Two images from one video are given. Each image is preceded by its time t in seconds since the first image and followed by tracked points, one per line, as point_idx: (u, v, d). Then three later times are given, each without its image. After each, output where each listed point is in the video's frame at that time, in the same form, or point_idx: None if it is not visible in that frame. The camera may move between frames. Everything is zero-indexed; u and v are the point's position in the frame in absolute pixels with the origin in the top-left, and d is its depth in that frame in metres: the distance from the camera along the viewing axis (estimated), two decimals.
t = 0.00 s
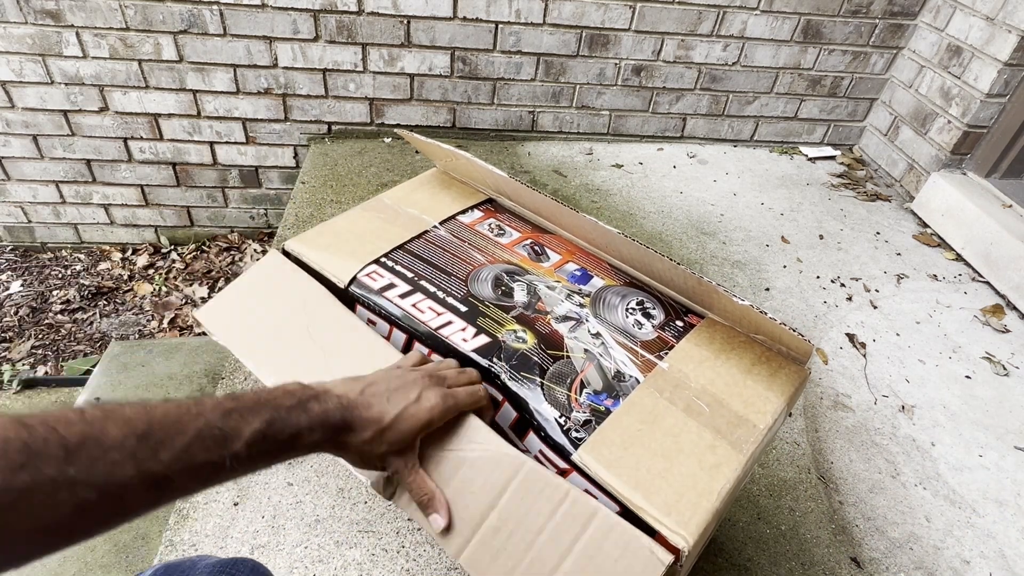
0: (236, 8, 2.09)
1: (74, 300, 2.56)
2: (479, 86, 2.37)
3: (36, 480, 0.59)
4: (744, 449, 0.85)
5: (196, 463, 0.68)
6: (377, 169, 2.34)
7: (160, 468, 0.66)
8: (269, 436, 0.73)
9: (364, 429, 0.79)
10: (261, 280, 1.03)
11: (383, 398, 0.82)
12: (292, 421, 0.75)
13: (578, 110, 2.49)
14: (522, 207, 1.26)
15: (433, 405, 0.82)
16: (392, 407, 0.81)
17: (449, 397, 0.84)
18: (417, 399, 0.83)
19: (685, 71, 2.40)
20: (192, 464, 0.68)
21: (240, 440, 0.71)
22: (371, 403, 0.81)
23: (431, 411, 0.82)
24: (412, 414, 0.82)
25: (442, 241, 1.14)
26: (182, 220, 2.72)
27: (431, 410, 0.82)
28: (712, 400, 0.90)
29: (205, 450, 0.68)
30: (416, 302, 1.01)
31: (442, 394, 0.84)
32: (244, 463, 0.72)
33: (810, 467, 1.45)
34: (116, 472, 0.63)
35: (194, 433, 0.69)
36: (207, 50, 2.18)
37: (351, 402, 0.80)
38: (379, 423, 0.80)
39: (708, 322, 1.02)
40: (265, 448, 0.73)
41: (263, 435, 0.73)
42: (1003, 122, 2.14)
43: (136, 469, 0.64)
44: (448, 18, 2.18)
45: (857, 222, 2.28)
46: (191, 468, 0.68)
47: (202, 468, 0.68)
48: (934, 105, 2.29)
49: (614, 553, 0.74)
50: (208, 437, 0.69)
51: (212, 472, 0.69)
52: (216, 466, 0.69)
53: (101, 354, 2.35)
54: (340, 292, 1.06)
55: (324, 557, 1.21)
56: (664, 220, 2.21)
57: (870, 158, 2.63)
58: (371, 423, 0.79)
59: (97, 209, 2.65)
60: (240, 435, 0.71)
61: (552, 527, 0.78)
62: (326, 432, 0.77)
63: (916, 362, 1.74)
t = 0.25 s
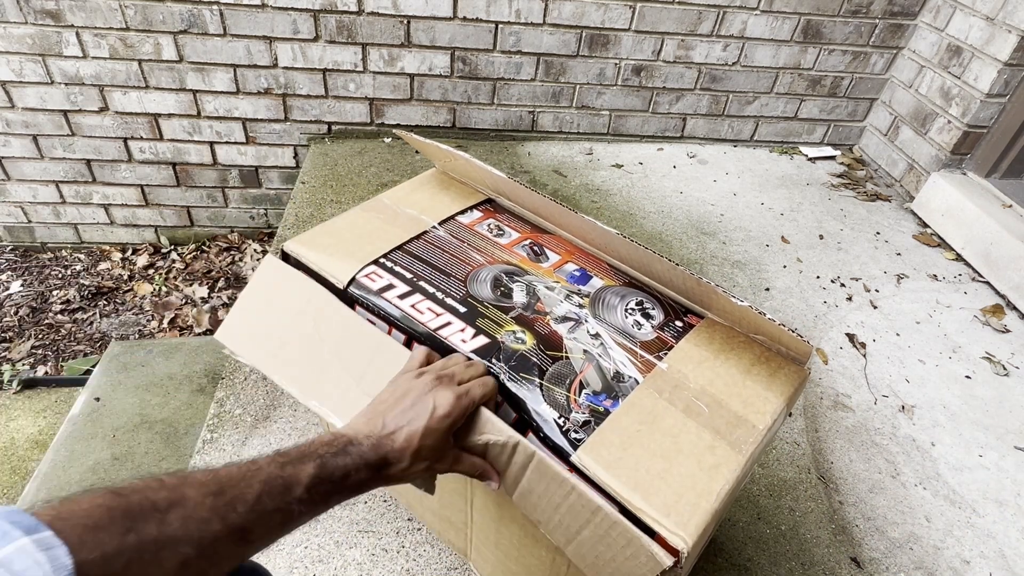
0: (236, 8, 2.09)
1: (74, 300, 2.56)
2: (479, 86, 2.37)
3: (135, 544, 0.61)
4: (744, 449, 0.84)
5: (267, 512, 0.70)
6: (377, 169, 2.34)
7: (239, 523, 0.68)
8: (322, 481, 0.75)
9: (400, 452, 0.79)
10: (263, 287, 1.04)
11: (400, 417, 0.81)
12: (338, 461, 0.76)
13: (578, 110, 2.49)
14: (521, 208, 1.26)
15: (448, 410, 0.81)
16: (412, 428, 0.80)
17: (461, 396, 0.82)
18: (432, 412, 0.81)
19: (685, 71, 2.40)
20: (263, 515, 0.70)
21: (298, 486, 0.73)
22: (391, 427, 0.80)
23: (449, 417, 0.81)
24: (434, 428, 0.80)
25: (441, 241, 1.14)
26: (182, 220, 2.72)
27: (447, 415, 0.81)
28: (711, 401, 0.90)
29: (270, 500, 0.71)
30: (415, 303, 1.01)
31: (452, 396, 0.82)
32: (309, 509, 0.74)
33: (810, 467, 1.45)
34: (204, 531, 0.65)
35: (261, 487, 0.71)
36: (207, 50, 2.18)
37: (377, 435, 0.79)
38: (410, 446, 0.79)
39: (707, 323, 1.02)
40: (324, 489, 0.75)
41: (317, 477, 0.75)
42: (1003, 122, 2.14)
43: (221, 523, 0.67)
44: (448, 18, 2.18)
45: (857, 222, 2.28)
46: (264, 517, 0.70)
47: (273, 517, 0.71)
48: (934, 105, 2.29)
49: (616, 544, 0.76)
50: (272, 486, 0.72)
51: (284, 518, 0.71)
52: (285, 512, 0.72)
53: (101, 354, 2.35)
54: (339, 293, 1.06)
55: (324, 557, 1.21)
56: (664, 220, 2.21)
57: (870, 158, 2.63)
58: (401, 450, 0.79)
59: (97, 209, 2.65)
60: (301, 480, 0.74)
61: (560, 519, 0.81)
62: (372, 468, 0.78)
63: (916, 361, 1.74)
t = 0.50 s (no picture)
0: (236, 8, 2.09)
1: (74, 300, 2.56)
2: (479, 86, 2.37)
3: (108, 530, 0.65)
4: (744, 448, 0.85)
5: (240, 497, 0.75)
6: (377, 169, 2.34)
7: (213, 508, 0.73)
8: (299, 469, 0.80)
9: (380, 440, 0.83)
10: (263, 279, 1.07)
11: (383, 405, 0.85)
12: (313, 450, 0.81)
13: (578, 110, 2.49)
14: (522, 207, 1.26)
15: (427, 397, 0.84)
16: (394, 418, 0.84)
17: (437, 383, 0.85)
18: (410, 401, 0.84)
19: (685, 71, 2.40)
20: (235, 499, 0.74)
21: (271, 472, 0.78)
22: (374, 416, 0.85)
23: (426, 405, 0.84)
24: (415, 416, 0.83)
25: (442, 240, 1.14)
26: (182, 220, 2.72)
27: (424, 403, 0.84)
28: (712, 399, 0.90)
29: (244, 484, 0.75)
30: (416, 301, 1.01)
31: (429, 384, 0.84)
32: (284, 493, 0.79)
33: (810, 467, 1.45)
34: (177, 515, 0.70)
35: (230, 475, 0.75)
36: (207, 50, 2.18)
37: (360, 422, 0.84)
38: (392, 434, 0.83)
39: (708, 322, 1.02)
40: (297, 476, 0.79)
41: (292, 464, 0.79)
42: (1003, 122, 2.14)
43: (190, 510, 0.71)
44: (448, 18, 2.18)
45: (857, 222, 2.28)
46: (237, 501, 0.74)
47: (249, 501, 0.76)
48: (934, 105, 2.29)
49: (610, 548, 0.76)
50: (246, 473, 0.76)
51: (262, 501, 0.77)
52: (262, 499, 0.77)
53: (101, 354, 2.35)
54: (341, 292, 1.06)
55: (324, 557, 1.21)
56: (664, 220, 2.21)
57: (870, 158, 2.63)
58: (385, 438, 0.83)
59: (97, 209, 2.65)
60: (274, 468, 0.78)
61: (550, 531, 0.81)
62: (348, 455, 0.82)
63: (916, 362, 1.74)
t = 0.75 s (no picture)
0: (236, 8, 2.09)
1: (74, 300, 2.56)
2: (479, 86, 2.37)
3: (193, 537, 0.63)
4: (744, 449, 0.84)
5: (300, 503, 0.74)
6: (377, 169, 2.34)
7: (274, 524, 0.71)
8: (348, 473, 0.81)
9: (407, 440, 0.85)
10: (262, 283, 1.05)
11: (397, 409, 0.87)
12: (353, 455, 0.82)
13: (578, 110, 2.49)
14: (521, 207, 1.26)
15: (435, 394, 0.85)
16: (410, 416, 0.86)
17: (448, 374, 0.88)
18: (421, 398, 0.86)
19: (685, 71, 2.40)
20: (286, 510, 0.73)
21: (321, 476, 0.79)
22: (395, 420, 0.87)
23: (442, 395, 0.85)
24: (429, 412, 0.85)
25: (441, 241, 1.14)
26: (182, 220, 2.72)
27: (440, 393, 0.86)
28: (711, 400, 0.90)
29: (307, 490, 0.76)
30: (415, 302, 1.01)
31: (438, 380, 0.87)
32: (332, 501, 0.79)
33: (810, 467, 1.45)
34: (239, 524, 0.67)
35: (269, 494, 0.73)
36: (207, 50, 2.18)
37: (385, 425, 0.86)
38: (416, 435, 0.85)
39: (707, 323, 1.02)
40: (343, 479, 0.80)
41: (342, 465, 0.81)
42: (1003, 122, 2.14)
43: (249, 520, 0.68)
44: (448, 18, 2.18)
45: (857, 222, 2.28)
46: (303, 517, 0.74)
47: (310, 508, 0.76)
48: (934, 105, 2.29)
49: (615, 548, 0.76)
50: (295, 483, 0.76)
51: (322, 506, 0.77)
52: (313, 506, 0.76)
53: (101, 354, 2.35)
54: (340, 292, 1.05)
55: (324, 557, 1.21)
56: (664, 220, 2.21)
57: (870, 158, 2.63)
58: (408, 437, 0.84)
59: (97, 209, 2.65)
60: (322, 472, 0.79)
61: (555, 524, 0.81)
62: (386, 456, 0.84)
63: (916, 362, 1.74)
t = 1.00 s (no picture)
0: (236, 8, 2.09)
1: (74, 300, 2.56)
2: (479, 86, 2.37)
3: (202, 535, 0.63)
4: (744, 449, 0.84)
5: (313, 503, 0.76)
6: (377, 169, 2.34)
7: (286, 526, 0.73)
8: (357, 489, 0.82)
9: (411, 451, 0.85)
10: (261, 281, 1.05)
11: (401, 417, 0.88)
12: (353, 465, 0.82)
13: (578, 110, 2.49)
14: (522, 207, 1.26)
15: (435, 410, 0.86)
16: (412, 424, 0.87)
17: (450, 382, 0.87)
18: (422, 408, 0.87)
19: (685, 71, 2.40)
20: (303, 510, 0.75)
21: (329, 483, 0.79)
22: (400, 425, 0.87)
23: (444, 404, 0.85)
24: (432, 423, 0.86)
25: (442, 241, 1.14)
26: (182, 220, 2.72)
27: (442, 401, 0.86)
28: (711, 400, 0.90)
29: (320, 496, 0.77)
30: (415, 302, 1.01)
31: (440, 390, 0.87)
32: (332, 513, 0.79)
33: (810, 467, 1.45)
34: (240, 532, 0.67)
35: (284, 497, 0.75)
36: (207, 50, 2.18)
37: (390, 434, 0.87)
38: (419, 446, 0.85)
39: (707, 323, 1.02)
40: (343, 490, 0.80)
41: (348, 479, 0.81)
42: (1003, 122, 2.14)
43: (254, 522, 0.68)
44: (448, 18, 2.18)
45: (857, 222, 2.28)
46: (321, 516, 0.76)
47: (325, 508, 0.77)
48: (934, 105, 2.29)
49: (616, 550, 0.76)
50: (296, 490, 0.76)
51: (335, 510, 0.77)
52: (312, 516, 0.76)
53: (101, 354, 2.35)
54: (340, 292, 1.05)
55: (324, 557, 1.21)
56: (664, 220, 2.21)
57: (870, 158, 2.63)
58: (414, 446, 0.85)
59: (97, 209, 2.65)
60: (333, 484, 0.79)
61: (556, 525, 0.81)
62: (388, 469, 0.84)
63: (916, 362, 1.74)
